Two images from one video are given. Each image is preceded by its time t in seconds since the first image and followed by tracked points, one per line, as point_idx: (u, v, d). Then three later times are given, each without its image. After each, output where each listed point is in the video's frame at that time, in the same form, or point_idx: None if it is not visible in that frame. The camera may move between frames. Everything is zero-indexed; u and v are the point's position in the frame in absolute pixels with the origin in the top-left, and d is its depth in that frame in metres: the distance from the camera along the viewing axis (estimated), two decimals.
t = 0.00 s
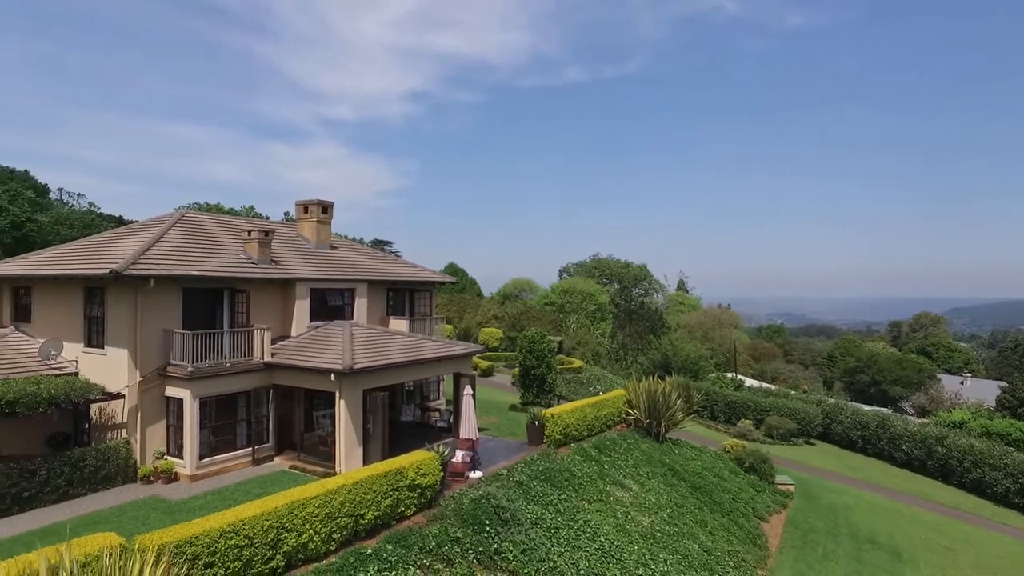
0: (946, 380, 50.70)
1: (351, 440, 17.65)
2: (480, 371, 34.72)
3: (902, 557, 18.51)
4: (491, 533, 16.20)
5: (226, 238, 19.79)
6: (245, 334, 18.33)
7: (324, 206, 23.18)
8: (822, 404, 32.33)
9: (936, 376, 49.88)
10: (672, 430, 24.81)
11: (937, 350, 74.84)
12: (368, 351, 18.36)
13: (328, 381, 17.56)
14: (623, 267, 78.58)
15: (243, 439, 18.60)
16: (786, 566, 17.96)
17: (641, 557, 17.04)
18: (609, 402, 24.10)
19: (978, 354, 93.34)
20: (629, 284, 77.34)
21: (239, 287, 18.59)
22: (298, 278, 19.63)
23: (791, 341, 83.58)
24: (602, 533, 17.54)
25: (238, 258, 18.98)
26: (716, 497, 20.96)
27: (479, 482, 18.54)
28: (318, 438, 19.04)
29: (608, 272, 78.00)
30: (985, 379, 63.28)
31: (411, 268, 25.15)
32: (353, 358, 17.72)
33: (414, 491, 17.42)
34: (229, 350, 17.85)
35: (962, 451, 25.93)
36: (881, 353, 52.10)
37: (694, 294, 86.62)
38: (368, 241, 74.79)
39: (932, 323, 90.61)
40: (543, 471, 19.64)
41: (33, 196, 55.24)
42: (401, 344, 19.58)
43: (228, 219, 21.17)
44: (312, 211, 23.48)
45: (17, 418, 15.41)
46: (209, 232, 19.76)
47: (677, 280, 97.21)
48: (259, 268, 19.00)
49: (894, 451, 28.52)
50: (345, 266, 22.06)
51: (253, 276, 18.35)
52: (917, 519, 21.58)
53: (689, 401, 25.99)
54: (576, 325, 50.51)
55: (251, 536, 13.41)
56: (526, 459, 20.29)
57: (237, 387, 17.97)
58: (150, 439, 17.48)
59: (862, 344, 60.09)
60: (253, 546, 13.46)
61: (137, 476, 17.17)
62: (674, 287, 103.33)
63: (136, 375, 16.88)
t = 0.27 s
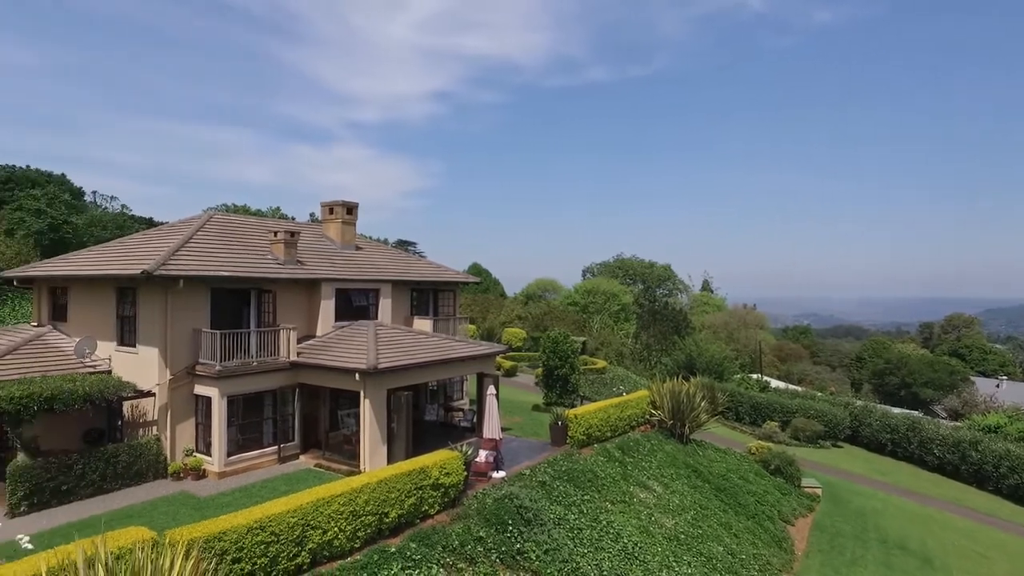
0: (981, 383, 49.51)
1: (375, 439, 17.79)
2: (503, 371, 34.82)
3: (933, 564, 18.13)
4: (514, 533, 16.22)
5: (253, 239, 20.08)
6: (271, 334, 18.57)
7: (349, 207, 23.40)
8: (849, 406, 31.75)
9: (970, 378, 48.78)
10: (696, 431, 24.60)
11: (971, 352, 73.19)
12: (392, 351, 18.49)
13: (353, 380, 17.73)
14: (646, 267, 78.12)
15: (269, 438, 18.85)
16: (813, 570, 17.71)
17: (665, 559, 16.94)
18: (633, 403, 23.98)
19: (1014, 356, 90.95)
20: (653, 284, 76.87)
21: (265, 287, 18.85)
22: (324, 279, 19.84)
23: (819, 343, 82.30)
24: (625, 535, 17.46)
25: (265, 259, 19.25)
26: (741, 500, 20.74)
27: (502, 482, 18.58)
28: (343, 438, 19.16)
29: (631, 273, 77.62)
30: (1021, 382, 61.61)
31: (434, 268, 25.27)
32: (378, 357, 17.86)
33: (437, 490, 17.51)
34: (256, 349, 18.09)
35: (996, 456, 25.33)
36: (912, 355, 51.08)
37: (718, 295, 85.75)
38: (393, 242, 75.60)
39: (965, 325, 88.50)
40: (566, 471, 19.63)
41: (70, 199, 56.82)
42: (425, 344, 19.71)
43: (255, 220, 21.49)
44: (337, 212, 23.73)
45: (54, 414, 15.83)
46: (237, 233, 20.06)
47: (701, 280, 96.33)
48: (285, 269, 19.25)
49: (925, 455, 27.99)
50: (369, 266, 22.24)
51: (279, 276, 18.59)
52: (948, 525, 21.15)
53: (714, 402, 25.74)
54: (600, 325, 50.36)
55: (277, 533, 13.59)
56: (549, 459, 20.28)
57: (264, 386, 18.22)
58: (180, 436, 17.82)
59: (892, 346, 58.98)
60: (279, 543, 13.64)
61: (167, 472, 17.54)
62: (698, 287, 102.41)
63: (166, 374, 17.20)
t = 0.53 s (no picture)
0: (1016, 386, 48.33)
1: (398, 438, 17.91)
2: (526, 371, 34.88)
3: (965, 570, 17.76)
4: (537, 533, 16.24)
5: (279, 240, 20.34)
6: (297, 334, 18.79)
7: (372, 208, 23.60)
8: (877, 408, 31.21)
9: (1003, 381, 47.72)
10: (720, 432, 24.39)
11: (1004, 354, 71.54)
12: (416, 351, 18.61)
13: (377, 379, 17.88)
14: (669, 267, 77.58)
15: (294, 436, 19.08)
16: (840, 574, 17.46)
17: (688, 561, 16.83)
18: (656, 404, 23.84)
19: None
20: (676, 284, 76.26)
21: (291, 287, 19.08)
22: (348, 279, 20.03)
23: (846, 343, 80.95)
24: (648, 536, 17.38)
25: (290, 259, 19.49)
26: (766, 502, 20.52)
27: (524, 482, 18.61)
28: (366, 436, 19.28)
29: (654, 273, 77.14)
30: None
31: (457, 268, 25.37)
32: (401, 357, 18.00)
33: (460, 489, 17.59)
34: (282, 348, 18.31)
35: None
36: (943, 357, 50.04)
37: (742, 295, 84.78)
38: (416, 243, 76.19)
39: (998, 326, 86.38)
40: (588, 471, 19.60)
41: (101, 201, 58.22)
42: (448, 344, 19.81)
43: (281, 221, 21.77)
44: (361, 213, 23.92)
45: (87, 411, 16.21)
46: (263, 234, 20.35)
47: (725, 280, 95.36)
48: (310, 269, 19.47)
49: (957, 459, 27.43)
50: (393, 267, 22.41)
51: (304, 276, 18.80)
52: (980, 531, 20.70)
53: (738, 403, 25.47)
54: (623, 325, 50.13)
55: (302, 530, 13.76)
56: (572, 459, 20.27)
57: (289, 384, 18.46)
58: (208, 433, 18.11)
59: (922, 347, 57.82)
60: (304, 540, 13.81)
61: (195, 468, 17.85)
62: (721, 287, 101.38)
63: (195, 372, 17.50)
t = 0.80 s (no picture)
0: None
1: (421, 438, 18.03)
2: (548, 371, 34.92)
3: None
4: (559, 533, 16.24)
5: (304, 241, 20.58)
6: (321, 333, 18.99)
7: (395, 209, 23.76)
8: (906, 411, 30.67)
9: None
10: (744, 434, 24.18)
11: None
12: (439, 350, 18.70)
13: (400, 379, 18.01)
14: (692, 267, 76.98)
15: (319, 434, 19.32)
16: None
17: (712, 563, 16.72)
18: (679, 405, 23.70)
19: None
20: (698, 284, 75.65)
21: (315, 287, 19.30)
22: (371, 280, 20.19)
23: (873, 344, 79.53)
24: (671, 537, 17.29)
25: (315, 260, 19.71)
26: (791, 505, 20.30)
27: (547, 482, 18.64)
28: (390, 435, 19.26)
29: (677, 272, 76.62)
30: None
31: (480, 268, 25.44)
32: (424, 357, 18.10)
33: (483, 489, 17.66)
34: (306, 348, 18.50)
35: None
36: (976, 359, 48.99)
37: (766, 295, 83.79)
38: (438, 243, 76.85)
39: None
40: (611, 472, 19.57)
41: (132, 203, 59.59)
42: (471, 344, 19.95)
43: (306, 221, 22.02)
44: (384, 214, 24.12)
45: (119, 408, 16.57)
46: (288, 234, 20.60)
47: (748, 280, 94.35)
48: (334, 270, 19.66)
49: (990, 464, 26.87)
50: (416, 267, 22.54)
51: (329, 277, 19.00)
52: (1013, 537, 20.25)
53: (763, 405, 25.20)
54: (645, 325, 49.90)
55: (327, 528, 13.92)
56: (594, 460, 20.24)
57: (314, 384, 18.67)
58: (234, 431, 18.40)
59: (953, 349, 56.62)
60: (329, 537, 13.97)
61: (222, 465, 18.14)
62: (744, 287, 100.33)
63: (222, 371, 17.77)
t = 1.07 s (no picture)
0: None
1: (442, 437, 18.11)
2: (569, 371, 34.93)
3: None
4: (580, 533, 16.21)
5: (327, 241, 20.77)
6: (344, 333, 19.14)
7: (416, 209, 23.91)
8: (935, 413, 30.15)
9: None
10: (767, 435, 23.95)
11: None
12: (460, 350, 18.77)
13: (421, 379, 18.10)
14: (714, 267, 76.36)
15: (341, 433, 19.48)
16: None
17: (734, 566, 16.58)
18: (700, 405, 23.54)
19: None
20: (720, 284, 75.06)
21: (337, 287, 19.46)
22: (393, 280, 20.31)
23: (900, 345, 78.12)
24: (692, 539, 17.19)
25: (337, 260, 19.88)
26: (815, 508, 20.08)
27: (568, 483, 18.62)
28: (411, 435, 19.73)
29: (699, 272, 76.04)
30: None
31: (500, 268, 25.47)
32: (445, 357, 18.18)
33: (503, 488, 17.69)
34: (329, 347, 18.65)
35: None
36: (1008, 361, 47.93)
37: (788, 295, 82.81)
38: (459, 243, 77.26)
39: None
40: (632, 473, 19.50)
41: (159, 204, 60.73)
42: (492, 345, 20.00)
43: (329, 222, 22.22)
44: (405, 214, 24.26)
45: (147, 406, 16.86)
46: (311, 235, 20.80)
47: (771, 281, 93.31)
48: (356, 270, 19.81)
49: None
50: (437, 267, 22.63)
51: (351, 277, 19.15)
52: None
53: (786, 406, 24.90)
54: (667, 325, 49.65)
55: (349, 526, 14.03)
56: (615, 460, 20.20)
57: (336, 383, 18.83)
58: (258, 430, 18.63)
59: (983, 350, 55.43)
60: (351, 535, 14.08)
61: (247, 463, 18.36)
62: (767, 287, 99.21)
63: (246, 370, 18.00)
